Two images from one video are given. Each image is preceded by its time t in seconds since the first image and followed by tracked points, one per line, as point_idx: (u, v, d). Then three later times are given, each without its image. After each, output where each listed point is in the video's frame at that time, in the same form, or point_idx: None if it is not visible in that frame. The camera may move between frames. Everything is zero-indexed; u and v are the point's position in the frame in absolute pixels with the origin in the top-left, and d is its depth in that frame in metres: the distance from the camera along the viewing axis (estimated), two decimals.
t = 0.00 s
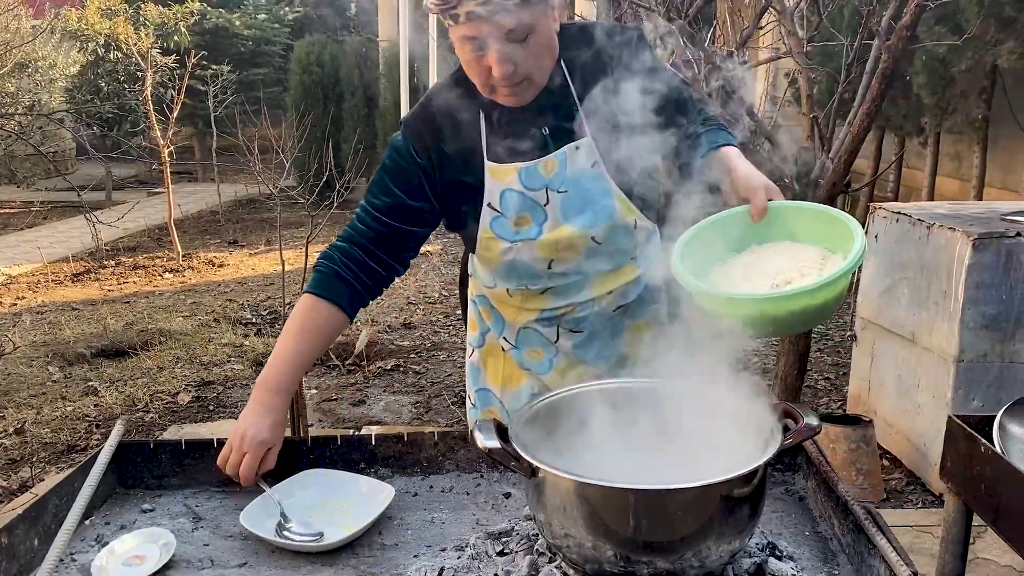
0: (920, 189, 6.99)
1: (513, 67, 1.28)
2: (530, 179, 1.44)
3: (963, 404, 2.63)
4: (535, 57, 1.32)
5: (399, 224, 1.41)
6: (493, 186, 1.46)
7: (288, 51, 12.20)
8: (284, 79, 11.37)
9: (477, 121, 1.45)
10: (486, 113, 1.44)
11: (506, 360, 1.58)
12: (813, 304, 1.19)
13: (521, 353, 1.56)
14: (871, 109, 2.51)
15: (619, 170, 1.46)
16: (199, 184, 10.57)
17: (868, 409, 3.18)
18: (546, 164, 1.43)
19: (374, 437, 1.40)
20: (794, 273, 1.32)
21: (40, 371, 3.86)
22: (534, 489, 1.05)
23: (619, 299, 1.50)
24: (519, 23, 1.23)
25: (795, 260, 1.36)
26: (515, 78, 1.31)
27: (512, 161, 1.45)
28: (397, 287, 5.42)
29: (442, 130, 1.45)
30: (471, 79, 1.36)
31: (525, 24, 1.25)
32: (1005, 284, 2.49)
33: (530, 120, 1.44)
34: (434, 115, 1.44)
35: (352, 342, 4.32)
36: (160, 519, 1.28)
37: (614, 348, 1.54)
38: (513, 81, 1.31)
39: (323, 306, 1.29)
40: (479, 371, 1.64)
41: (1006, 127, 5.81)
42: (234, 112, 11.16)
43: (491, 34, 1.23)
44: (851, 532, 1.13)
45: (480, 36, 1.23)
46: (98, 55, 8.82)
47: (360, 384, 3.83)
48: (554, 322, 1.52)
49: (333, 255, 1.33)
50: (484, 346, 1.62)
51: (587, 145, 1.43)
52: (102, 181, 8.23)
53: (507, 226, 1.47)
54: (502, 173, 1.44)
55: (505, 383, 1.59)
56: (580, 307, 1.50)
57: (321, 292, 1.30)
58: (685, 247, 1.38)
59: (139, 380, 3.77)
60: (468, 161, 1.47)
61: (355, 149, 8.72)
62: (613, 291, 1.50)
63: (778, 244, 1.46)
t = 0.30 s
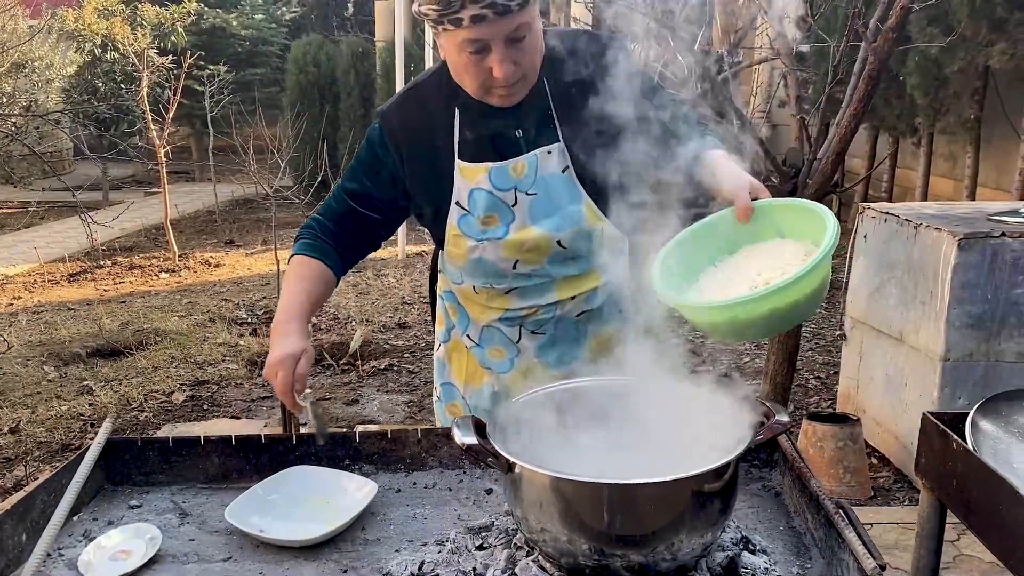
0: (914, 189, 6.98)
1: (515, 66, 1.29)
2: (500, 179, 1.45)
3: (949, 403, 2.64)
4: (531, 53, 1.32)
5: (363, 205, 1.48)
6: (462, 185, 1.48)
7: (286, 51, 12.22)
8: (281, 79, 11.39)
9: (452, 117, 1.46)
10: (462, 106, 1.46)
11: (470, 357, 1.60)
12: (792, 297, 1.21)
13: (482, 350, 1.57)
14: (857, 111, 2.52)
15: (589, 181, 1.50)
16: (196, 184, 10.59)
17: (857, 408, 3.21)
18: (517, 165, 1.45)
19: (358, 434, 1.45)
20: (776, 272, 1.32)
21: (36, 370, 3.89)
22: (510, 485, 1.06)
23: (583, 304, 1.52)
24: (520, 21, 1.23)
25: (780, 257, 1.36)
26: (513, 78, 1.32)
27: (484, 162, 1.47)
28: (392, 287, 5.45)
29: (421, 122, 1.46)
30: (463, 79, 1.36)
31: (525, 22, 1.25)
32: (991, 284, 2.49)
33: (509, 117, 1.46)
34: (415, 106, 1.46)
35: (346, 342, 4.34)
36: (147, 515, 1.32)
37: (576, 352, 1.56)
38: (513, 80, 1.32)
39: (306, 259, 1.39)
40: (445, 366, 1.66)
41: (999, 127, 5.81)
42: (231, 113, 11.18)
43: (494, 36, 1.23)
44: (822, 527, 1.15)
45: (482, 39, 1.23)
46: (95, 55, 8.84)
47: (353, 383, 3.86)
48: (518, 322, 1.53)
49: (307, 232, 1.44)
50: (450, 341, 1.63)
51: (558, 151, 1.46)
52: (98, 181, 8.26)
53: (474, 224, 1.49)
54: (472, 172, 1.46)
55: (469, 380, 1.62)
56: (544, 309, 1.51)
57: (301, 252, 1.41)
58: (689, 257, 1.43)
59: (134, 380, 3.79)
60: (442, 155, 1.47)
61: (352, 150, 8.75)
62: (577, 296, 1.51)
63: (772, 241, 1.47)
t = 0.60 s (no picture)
0: (910, 189, 7.00)
1: (530, 52, 1.31)
2: (488, 156, 1.45)
3: (941, 402, 2.66)
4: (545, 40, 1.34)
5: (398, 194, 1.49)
6: (452, 158, 1.48)
7: (284, 51, 12.22)
8: (279, 78, 11.40)
9: (456, 99, 1.47)
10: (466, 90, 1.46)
11: (449, 342, 1.60)
12: (756, 321, 1.07)
13: (461, 336, 1.58)
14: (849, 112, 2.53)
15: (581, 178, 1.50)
16: (194, 184, 10.61)
17: (851, 407, 3.22)
18: (505, 143, 1.46)
19: (349, 432, 1.47)
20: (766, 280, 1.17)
21: (33, 370, 3.90)
22: (497, 482, 1.07)
23: (565, 301, 1.53)
24: (534, 6, 1.25)
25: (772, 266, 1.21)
26: (530, 64, 1.34)
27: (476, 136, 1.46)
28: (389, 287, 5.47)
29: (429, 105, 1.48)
30: (478, 71, 1.38)
31: (539, 7, 1.27)
32: (981, 284, 2.50)
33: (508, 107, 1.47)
34: (427, 88, 1.48)
35: (342, 342, 4.35)
36: (140, 512, 1.34)
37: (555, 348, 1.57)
38: (529, 66, 1.34)
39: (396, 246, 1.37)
40: (432, 353, 1.66)
41: (994, 128, 5.82)
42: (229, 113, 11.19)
43: (510, 21, 1.24)
44: (805, 524, 1.17)
45: (500, 26, 1.25)
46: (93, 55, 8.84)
47: (350, 382, 3.88)
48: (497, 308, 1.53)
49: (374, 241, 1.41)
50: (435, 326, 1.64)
51: (551, 137, 1.47)
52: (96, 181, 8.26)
53: (460, 199, 1.49)
54: (463, 146, 1.46)
55: (448, 367, 1.62)
56: (524, 298, 1.52)
57: (383, 248, 1.38)
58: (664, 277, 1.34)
59: (131, 379, 3.80)
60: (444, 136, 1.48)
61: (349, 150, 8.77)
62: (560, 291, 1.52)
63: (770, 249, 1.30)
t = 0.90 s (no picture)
0: (908, 189, 7.01)
1: (523, 65, 1.24)
2: (506, 164, 1.41)
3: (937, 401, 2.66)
4: (539, 50, 1.28)
5: (424, 202, 1.42)
6: (470, 167, 1.43)
7: (282, 51, 12.23)
8: (277, 78, 11.41)
9: (465, 105, 1.41)
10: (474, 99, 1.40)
11: (468, 351, 1.55)
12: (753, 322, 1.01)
13: (482, 345, 1.53)
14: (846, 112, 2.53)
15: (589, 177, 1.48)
16: (192, 183, 10.61)
17: (848, 407, 3.23)
18: (522, 151, 1.41)
19: (347, 432, 1.48)
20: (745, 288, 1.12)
21: (32, 370, 3.91)
22: (494, 480, 1.08)
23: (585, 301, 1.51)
24: (523, 18, 1.18)
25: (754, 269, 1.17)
26: (524, 77, 1.27)
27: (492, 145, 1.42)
28: (387, 287, 5.48)
29: (439, 110, 1.41)
30: (475, 83, 1.32)
31: (529, 17, 1.20)
32: (977, 284, 2.51)
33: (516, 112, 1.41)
34: (435, 91, 1.41)
35: (341, 342, 4.36)
36: (139, 511, 1.35)
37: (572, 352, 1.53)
38: (522, 78, 1.27)
39: (470, 251, 1.28)
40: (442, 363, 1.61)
41: (991, 128, 5.83)
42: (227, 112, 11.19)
43: (500, 35, 1.18)
44: (799, 523, 1.18)
45: (490, 39, 1.18)
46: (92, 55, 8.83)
47: (348, 382, 3.89)
48: (519, 313, 1.50)
49: (440, 257, 1.31)
50: (447, 336, 1.58)
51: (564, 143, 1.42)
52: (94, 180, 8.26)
53: (479, 208, 1.44)
54: (480, 155, 1.41)
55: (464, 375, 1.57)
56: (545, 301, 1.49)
57: (457, 257, 1.29)
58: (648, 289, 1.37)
59: (130, 379, 3.81)
60: (460, 142, 1.43)
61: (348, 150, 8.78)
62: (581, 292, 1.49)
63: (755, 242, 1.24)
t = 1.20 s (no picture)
0: (906, 189, 7.02)
1: (508, 77, 1.24)
2: (498, 174, 1.43)
3: (935, 401, 2.67)
4: (525, 60, 1.26)
5: (413, 208, 1.43)
6: (461, 175, 1.45)
7: (281, 51, 12.23)
8: (276, 78, 11.40)
9: (453, 111, 1.42)
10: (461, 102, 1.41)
11: (453, 357, 1.56)
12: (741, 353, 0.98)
13: (470, 351, 1.55)
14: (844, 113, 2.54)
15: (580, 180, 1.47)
16: (191, 183, 10.60)
17: (846, 407, 3.24)
18: (514, 160, 1.43)
19: (348, 433, 1.48)
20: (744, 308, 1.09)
21: (31, 370, 3.90)
22: (494, 481, 1.09)
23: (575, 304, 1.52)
24: (508, 33, 1.17)
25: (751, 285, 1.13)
26: (509, 87, 1.27)
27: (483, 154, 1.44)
28: (386, 287, 5.48)
29: (423, 114, 1.41)
30: (461, 90, 1.31)
31: (514, 31, 1.18)
32: (975, 284, 2.52)
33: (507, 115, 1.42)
34: (419, 96, 1.41)
35: (341, 341, 4.36)
36: (141, 511, 1.35)
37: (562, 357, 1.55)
38: (508, 89, 1.27)
39: (477, 261, 1.28)
40: (428, 368, 1.62)
41: (990, 128, 5.84)
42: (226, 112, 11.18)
43: (485, 51, 1.17)
44: (798, 523, 1.18)
45: (475, 56, 1.17)
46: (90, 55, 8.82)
47: (348, 382, 3.90)
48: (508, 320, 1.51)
49: (436, 265, 1.32)
50: (432, 343, 1.59)
51: (553, 149, 1.43)
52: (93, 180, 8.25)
53: (470, 216, 1.47)
54: (471, 163, 1.43)
55: (451, 381, 1.59)
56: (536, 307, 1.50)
57: (457, 267, 1.29)
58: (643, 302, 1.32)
59: (130, 379, 3.81)
60: (447, 148, 1.45)
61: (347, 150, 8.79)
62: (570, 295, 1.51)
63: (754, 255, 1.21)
